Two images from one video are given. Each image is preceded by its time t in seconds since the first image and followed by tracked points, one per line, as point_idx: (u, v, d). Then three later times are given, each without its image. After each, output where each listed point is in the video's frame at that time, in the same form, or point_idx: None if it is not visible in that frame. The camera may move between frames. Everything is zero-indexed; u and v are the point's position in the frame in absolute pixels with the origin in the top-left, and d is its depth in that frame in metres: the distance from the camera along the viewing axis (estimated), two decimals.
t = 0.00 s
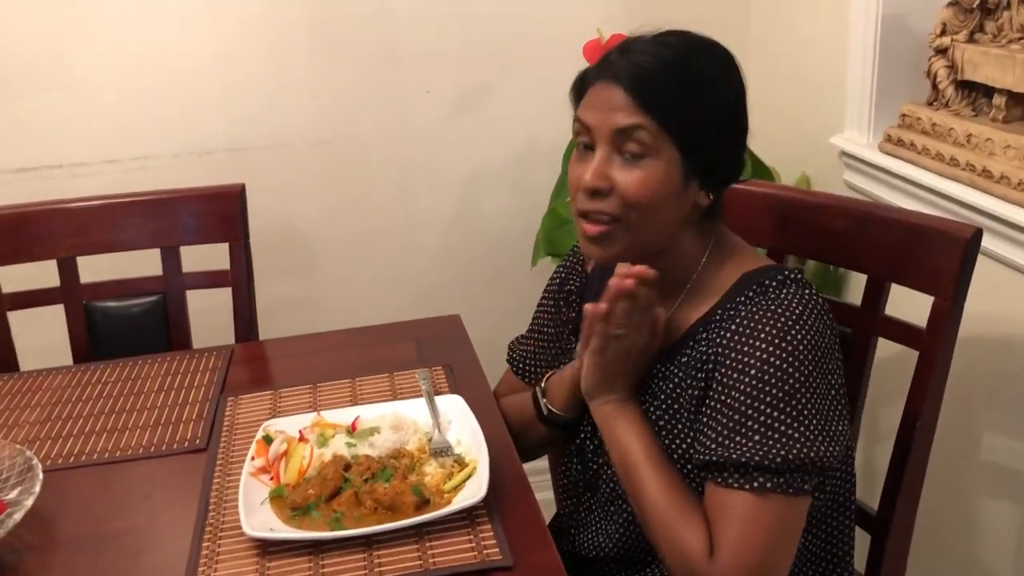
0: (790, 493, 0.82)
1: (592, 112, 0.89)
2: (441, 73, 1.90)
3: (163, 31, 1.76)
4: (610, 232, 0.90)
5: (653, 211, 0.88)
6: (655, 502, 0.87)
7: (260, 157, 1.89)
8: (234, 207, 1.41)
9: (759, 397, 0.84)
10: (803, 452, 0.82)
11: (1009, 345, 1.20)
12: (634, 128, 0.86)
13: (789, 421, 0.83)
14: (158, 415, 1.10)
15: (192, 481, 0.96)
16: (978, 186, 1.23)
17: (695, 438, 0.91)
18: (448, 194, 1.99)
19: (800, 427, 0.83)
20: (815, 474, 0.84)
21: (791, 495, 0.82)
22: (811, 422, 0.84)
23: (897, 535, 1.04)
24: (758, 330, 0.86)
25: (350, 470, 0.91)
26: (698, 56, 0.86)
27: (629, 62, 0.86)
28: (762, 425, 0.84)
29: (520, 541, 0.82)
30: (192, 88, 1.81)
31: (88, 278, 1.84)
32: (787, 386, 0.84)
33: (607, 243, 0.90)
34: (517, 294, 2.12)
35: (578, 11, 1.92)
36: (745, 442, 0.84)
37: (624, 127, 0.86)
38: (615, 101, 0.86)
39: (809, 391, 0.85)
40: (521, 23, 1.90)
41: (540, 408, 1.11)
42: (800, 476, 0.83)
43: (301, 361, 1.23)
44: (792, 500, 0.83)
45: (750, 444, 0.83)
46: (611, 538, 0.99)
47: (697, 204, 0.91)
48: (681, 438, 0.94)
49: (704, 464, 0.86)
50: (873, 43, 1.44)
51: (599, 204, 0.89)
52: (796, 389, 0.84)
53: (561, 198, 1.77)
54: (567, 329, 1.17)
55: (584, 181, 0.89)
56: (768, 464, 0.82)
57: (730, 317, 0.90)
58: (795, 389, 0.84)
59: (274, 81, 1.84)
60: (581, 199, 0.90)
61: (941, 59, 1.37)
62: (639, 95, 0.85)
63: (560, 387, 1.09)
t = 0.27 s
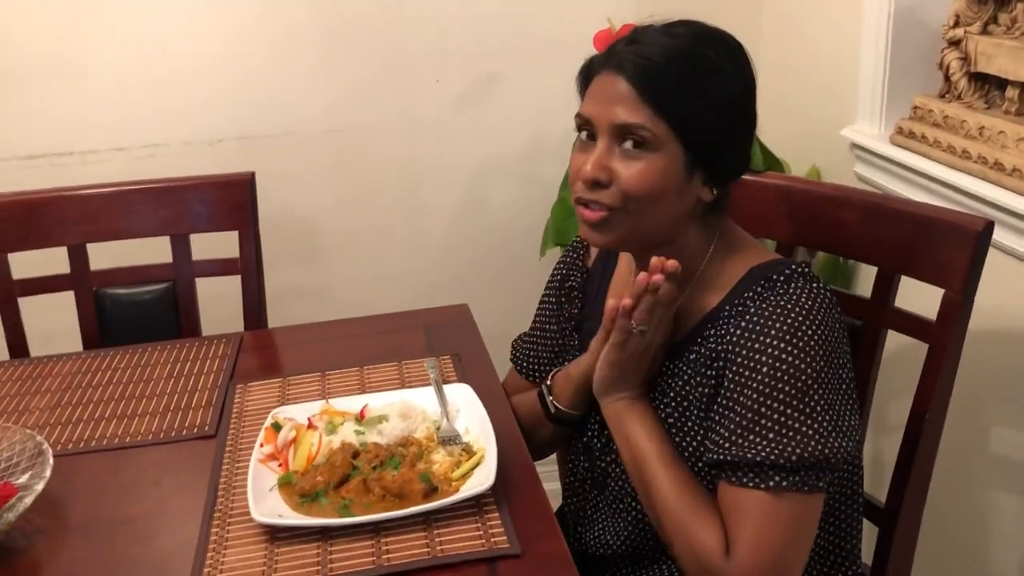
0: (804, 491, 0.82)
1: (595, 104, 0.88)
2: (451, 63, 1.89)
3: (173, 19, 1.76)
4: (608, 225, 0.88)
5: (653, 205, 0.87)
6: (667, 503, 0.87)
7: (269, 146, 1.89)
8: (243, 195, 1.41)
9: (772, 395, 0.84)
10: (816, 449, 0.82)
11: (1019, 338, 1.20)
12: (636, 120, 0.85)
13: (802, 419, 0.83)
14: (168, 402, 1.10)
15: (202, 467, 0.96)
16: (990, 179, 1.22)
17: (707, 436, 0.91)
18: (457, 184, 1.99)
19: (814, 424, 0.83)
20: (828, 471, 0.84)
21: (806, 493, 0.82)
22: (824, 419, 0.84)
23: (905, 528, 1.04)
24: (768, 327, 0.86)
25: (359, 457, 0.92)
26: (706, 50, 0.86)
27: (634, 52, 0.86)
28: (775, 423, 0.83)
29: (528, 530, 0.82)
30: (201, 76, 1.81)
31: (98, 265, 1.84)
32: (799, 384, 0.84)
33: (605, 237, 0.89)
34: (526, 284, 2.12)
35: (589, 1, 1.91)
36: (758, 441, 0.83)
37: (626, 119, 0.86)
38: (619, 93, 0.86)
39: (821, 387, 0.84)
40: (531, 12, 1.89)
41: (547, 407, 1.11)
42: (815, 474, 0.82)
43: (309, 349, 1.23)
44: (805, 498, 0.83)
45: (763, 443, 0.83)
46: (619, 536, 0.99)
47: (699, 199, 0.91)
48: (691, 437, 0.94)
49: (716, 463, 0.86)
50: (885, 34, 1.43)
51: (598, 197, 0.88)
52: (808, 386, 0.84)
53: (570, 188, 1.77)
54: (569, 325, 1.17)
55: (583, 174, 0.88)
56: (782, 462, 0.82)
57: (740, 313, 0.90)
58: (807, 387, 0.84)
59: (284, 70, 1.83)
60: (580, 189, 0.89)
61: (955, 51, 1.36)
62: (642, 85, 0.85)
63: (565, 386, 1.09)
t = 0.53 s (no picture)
0: (827, 494, 0.82)
1: (600, 119, 0.86)
2: (457, 54, 1.89)
3: (178, 8, 1.76)
4: (635, 243, 0.87)
5: (678, 216, 0.86)
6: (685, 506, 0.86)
7: (275, 137, 1.88)
8: (250, 185, 1.41)
9: (790, 397, 0.83)
10: (836, 450, 0.82)
11: None
12: (650, 134, 0.84)
13: (822, 420, 0.83)
14: (174, 391, 1.10)
15: (208, 456, 0.96)
16: (1000, 172, 1.21)
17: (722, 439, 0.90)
18: (463, 176, 1.99)
19: (833, 424, 0.83)
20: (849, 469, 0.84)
21: (829, 496, 0.82)
22: (842, 418, 0.83)
23: (912, 522, 1.03)
24: (781, 327, 0.85)
25: (365, 447, 0.92)
26: (701, 46, 0.85)
27: (632, 61, 0.84)
28: (795, 426, 0.83)
29: (534, 520, 0.82)
30: (207, 67, 1.81)
31: (104, 255, 1.85)
32: (816, 385, 0.83)
33: (631, 254, 0.88)
34: (531, 276, 2.12)
35: None
36: (778, 446, 0.83)
37: (639, 133, 0.84)
38: (625, 105, 0.84)
39: (837, 386, 0.84)
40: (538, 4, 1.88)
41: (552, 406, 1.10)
42: (837, 475, 0.82)
43: (315, 340, 1.23)
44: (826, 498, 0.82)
45: (783, 448, 0.82)
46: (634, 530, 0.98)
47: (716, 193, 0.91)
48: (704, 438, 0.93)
49: (736, 469, 0.85)
50: (895, 26, 1.42)
51: (621, 217, 0.86)
52: (824, 386, 0.83)
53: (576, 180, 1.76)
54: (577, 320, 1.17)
55: (602, 195, 0.86)
56: (804, 467, 0.81)
57: (752, 311, 0.89)
58: (824, 387, 0.83)
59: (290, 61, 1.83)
60: (601, 210, 0.88)
61: (964, 43, 1.35)
62: (650, 95, 0.83)
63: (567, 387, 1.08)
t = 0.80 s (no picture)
0: (812, 489, 0.82)
1: (611, 133, 0.85)
2: (455, 52, 1.88)
3: (175, 6, 1.75)
4: (650, 252, 0.89)
5: (691, 225, 0.88)
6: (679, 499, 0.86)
7: (272, 135, 1.88)
8: (247, 183, 1.41)
9: (780, 392, 0.83)
10: (825, 447, 0.82)
11: None
12: (664, 149, 0.84)
13: (812, 416, 0.82)
14: (170, 389, 1.10)
15: (205, 454, 0.96)
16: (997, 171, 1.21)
17: (716, 434, 0.90)
18: (460, 174, 1.99)
19: (823, 422, 0.82)
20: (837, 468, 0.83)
21: (815, 491, 0.82)
22: (833, 415, 0.83)
23: (909, 520, 1.04)
24: (774, 323, 0.85)
25: (363, 446, 0.91)
26: (704, 49, 0.84)
27: (641, 75, 0.83)
28: (784, 422, 0.83)
29: (533, 519, 0.82)
30: (204, 65, 1.80)
31: (101, 253, 1.84)
32: (807, 380, 0.83)
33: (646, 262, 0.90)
34: (529, 275, 2.12)
35: None
36: (766, 440, 0.83)
37: (653, 149, 0.84)
38: (636, 120, 0.84)
39: (829, 383, 0.83)
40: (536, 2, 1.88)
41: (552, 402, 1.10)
42: (823, 472, 0.82)
43: (313, 338, 1.23)
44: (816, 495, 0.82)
45: (772, 443, 0.82)
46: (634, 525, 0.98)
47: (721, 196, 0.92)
48: (702, 433, 0.94)
49: (726, 463, 0.86)
50: (893, 25, 1.42)
51: (637, 229, 0.87)
52: (814, 383, 0.83)
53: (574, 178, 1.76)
54: (570, 321, 1.16)
55: (617, 208, 0.86)
56: (790, 462, 0.81)
57: (748, 306, 0.89)
58: (815, 383, 0.83)
59: (287, 59, 1.83)
60: (616, 223, 0.88)
61: (963, 41, 1.36)
62: (662, 110, 0.83)
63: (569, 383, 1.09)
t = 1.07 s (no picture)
0: (802, 495, 0.82)
1: (600, 134, 0.85)
2: (448, 56, 1.88)
3: (167, 9, 1.75)
4: (637, 252, 0.89)
5: (679, 227, 0.87)
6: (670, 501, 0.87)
7: (265, 138, 1.87)
8: (241, 186, 1.40)
9: (772, 396, 0.83)
10: (817, 451, 0.82)
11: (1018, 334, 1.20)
12: (650, 149, 0.83)
13: (803, 421, 0.82)
14: (164, 394, 1.09)
15: (199, 460, 0.95)
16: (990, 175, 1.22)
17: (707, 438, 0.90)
18: (454, 177, 1.98)
19: (814, 426, 0.82)
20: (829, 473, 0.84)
21: (806, 497, 0.82)
22: (824, 420, 0.83)
23: (904, 523, 1.04)
24: (766, 328, 0.85)
25: (358, 451, 0.91)
26: (694, 55, 0.84)
27: (632, 78, 0.83)
28: (775, 426, 0.83)
29: (530, 525, 0.82)
30: (197, 67, 1.80)
31: (93, 256, 1.83)
32: (799, 385, 0.83)
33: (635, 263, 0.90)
34: (523, 278, 2.11)
35: None
36: (756, 445, 0.83)
37: (641, 151, 0.84)
38: (625, 122, 0.84)
39: (821, 387, 0.83)
40: (530, 6, 1.88)
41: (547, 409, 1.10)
42: (814, 477, 0.82)
43: (307, 343, 1.22)
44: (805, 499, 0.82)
45: (763, 447, 0.82)
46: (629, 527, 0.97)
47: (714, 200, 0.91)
48: (693, 436, 0.94)
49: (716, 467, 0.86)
50: (886, 30, 1.42)
51: (624, 229, 0.87)
52: (806, 387, 0.83)
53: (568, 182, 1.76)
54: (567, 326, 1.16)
55: (603, 207, 0.86)
56: (782, 467, 0.81)
57: (740, 310, 0.89)
58: (807, 388, 0.83)
59: (280, 61, 1.82)
60: (604, 222, 0.88)
61: (955, 47, 1.36)
62: (651, 113, 0.83)
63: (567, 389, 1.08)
